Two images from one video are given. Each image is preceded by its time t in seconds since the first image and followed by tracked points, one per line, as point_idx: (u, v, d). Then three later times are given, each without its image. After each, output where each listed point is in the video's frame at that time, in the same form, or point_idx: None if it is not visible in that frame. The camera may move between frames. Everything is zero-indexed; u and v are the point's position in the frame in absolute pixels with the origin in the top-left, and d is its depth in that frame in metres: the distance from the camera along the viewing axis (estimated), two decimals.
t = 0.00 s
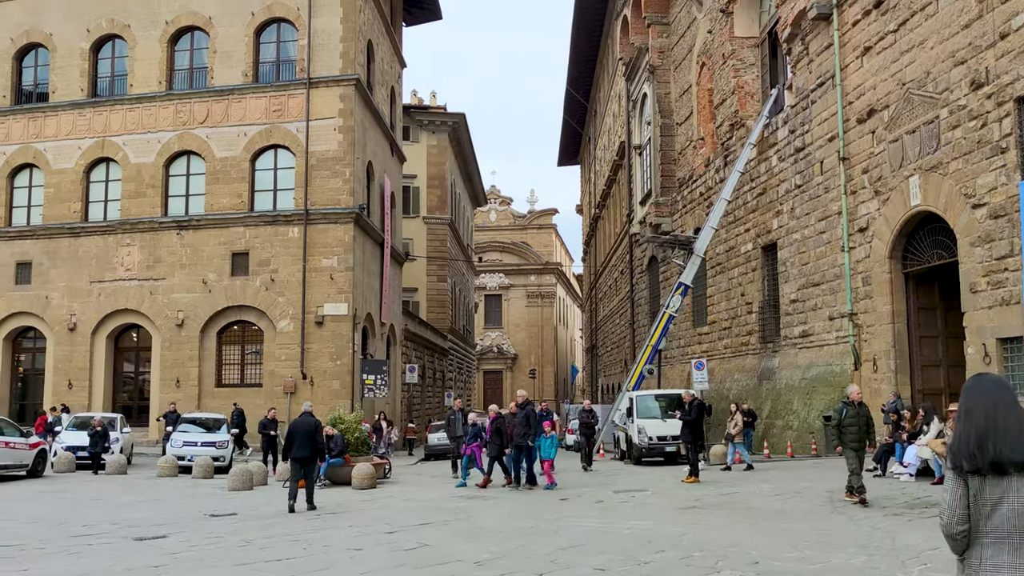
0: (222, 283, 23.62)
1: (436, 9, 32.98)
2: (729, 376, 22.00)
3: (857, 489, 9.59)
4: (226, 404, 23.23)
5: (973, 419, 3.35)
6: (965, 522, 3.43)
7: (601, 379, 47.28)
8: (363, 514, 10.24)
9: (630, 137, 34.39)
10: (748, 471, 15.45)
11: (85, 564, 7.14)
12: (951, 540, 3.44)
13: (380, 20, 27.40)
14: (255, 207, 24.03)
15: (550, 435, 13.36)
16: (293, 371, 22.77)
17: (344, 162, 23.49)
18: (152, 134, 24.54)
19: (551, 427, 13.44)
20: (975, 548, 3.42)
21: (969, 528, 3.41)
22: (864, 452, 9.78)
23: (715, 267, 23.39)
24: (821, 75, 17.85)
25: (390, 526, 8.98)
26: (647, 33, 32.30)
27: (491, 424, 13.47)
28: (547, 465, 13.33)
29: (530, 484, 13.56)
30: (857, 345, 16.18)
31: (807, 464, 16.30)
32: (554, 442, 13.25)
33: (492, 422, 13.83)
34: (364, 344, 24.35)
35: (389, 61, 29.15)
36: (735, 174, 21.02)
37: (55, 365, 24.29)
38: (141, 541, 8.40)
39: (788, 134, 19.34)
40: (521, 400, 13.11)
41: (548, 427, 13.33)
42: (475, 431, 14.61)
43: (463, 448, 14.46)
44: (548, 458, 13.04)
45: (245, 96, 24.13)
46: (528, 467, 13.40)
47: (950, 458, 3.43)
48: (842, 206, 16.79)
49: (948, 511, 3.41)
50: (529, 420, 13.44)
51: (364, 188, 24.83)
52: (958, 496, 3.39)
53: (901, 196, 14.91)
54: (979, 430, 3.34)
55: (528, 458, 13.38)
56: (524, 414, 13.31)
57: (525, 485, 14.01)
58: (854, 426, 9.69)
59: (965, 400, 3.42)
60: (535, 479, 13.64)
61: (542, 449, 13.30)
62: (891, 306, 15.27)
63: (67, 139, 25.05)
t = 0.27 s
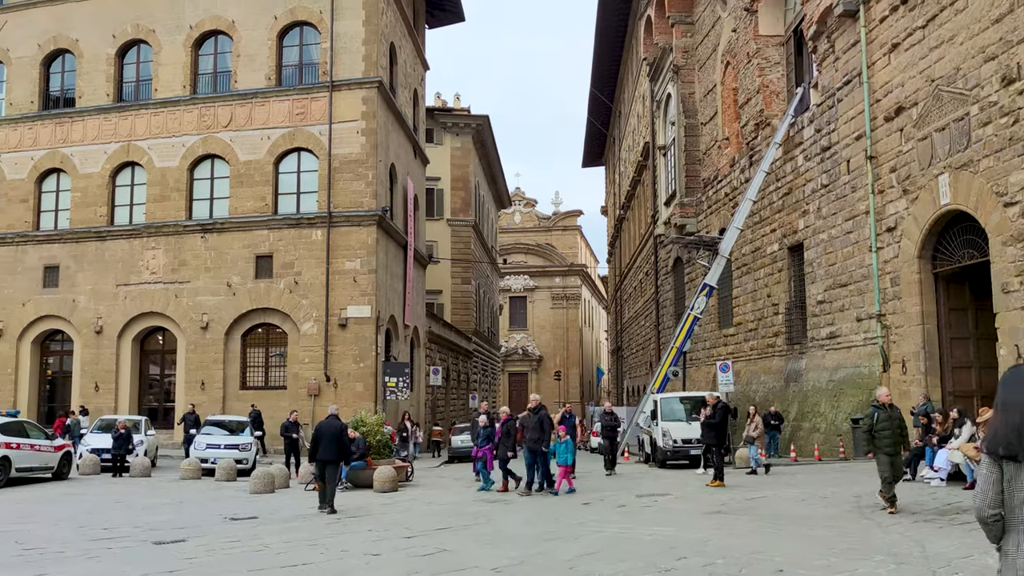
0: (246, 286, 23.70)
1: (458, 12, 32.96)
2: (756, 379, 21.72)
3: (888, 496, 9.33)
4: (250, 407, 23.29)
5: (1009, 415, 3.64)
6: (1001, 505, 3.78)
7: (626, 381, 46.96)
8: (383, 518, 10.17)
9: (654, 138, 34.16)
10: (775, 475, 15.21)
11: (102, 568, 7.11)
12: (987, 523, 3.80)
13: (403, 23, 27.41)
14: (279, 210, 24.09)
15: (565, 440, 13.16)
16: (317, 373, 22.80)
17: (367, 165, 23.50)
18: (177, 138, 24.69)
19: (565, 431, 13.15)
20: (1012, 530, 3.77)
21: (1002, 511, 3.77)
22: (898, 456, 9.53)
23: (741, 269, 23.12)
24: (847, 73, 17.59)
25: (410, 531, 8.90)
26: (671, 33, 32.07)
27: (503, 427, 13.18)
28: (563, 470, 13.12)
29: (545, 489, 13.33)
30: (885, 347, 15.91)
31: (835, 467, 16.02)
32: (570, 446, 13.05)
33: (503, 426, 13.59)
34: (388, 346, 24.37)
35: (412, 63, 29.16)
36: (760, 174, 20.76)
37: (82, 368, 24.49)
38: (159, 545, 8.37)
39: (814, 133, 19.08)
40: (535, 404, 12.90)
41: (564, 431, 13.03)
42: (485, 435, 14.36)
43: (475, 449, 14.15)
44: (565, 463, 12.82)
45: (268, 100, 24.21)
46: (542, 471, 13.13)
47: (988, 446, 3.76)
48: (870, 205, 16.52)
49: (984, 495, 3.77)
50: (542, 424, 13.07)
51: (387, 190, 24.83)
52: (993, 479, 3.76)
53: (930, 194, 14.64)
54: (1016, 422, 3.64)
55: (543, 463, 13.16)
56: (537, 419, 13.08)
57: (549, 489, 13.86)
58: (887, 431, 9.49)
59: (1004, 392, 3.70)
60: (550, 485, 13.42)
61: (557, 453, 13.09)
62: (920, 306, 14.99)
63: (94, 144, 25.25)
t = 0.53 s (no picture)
0: (273, 289, 23.77)
1: (484, 14, 32.95)
2: (785, 381, 21.43)
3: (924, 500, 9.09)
4: (277, 409, 23.36)
5: None
6: None
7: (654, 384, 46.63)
8: (407, 521, 10.09)
9: (681, 139, 33.90)
10: (806, 479, 14.96)
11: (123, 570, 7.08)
12: None
13: (428, 25, 27.43)
14: (305, 213, 24.16)
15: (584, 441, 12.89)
16: (343, 376, 22.81)
17: (392, 167, 23.50)
18: (204, 142, 24.85)
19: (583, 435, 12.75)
20: None
21: None
22: (936, 458, 9.25)
23: (769, 270, 22.83)
24: (877, 69, 17.30)
25: (432, 534, 8.81)
26: (697, 33, 31.81)
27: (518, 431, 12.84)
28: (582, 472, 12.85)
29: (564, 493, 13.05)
30: (918, 348, 15.61)
31: (867, 471, 15.74)
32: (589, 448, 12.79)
33: (518, 428, 13.23)
34: (414, 348, 24.34)
35: (437, 66, 29.17)
36: (788, 173, 20.49)
37: (111, 371, 24.70)
38: (181, 547, 8.34)
39: (843, 132, 18.80)
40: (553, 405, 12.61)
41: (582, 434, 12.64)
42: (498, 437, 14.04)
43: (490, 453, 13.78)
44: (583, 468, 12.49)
45: (294, 103, 24.30)
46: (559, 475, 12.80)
47: None
48: (901, 203, 16.22)
49: None
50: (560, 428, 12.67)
51: (413, 193, 24.83)
52: None
53: (963, 192, 14.34)
54: None
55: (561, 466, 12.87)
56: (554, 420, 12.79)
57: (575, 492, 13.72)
58: (922, 432, 9.25)
59: None
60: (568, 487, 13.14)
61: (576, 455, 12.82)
62: (953, 306, 14.68)
63: (122, 149, 25.48)
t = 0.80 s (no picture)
0: (302, 293, 23.82)
1: (511, 17, 32.84)
2: (818, 385, 21.06)
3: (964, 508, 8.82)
4: (307, 414, 23.39)
5: None
6: None
7: (685, 387, 46.22)
8: (434, 527, 9.98)
9: (711, 140, 33.56)
10: (841, 486, 14.65)
11: None
12: None
13: (455, 29, 27.38)
14: (333, 217, 24.19)
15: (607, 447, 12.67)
16: (372, 380, 22.80)
17: (420, 171, 23.47)
18: (233, 147, 24.98)
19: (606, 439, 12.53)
20: None
21: None
22: (979, 465, 8.92)
23: (802, 272, 22.47)
24: (912, 66, 16.96)
25: (459, 541, 8.70)
26: (727, 33, 31.48)
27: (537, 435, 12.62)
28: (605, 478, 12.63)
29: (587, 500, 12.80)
30: (956, 351, 15.26)
31: (903, 477, 15.41)
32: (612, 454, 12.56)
33: (536, 434, 12.98)
34: (442, 352, 24.27)
35: (465, 69, 29.12)
36: (821, 173, 20.14)
37: (143, 376, 24.87)
38: (207, 553, 8.30)
39: (877, 130, 18.45)
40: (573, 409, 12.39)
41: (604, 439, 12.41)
42: (515, 442, 13.80)
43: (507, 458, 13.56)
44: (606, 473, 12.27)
45: (322, 108, 24.35)
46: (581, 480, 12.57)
47: None
48: (937, 203, 15.87)
49: None
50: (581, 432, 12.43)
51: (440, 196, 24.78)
52: None
53: (1002, 191, 14.00)
54: None
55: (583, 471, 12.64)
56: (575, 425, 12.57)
57: (604, 498, 13.54)
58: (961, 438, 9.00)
59: None
60: (589, 492, 12.93)
61: (597, 461, 12.59)
62: (993, 309, 14.33)
63: (153, 155, 25.69)
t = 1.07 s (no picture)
0: (333, 298, 23.87)
1: (541, 21, 32.75)
2: (855, 389, 20.70)
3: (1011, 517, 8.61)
4: (338, 419, 23.44)
5: None
6: None
7: (719, 392, 45.75)
8: (464, 534, 9.89)
9: (743, 142, 33.21)
10: (879, 492, 14.35)
11: None
12: None
13: (484, 33, 27.36)
14: (364, 223, 24.23)
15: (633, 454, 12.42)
16: (403, 385, 22.79)
17: (450, 175, 23.45)
18: (265, 154, 25.12)
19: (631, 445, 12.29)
20: None
21: None
22: None
23: (836, 274, 22.11)
24: (949, 64, 16.62)
25: (489, 548, 8.59)
26: (759, 33, 31.15)
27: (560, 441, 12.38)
28: (631, 486, 12.38)
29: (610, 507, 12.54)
30: (997, 354, 14.90)
31: (944, 483, 15.06)
32: (637, 461, 12.31)
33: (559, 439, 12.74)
34: (472, 356, 24.21)
35: (494, 73, 29.08)
36: (856, 174, 19.81)
37: (177, 381, 25.08)
38: (237, 560, 8.27)
39: (913, 130, 18.11)
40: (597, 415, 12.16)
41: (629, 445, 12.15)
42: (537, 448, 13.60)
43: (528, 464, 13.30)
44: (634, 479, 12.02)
45: (352, 114, 24.42)
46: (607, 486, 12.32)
47: None
48: (977, 204, 15.52)
49: None
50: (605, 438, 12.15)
51: (470, 201, 24.74)
52: None
53: None
54: None
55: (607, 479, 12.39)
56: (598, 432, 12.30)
57: (637, 504, 13.36)
58: (1007, 445, 8.76)
59: None
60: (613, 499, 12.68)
61: (623, 468, 12.33)
62: None
63: (186, 162, 25.93)
